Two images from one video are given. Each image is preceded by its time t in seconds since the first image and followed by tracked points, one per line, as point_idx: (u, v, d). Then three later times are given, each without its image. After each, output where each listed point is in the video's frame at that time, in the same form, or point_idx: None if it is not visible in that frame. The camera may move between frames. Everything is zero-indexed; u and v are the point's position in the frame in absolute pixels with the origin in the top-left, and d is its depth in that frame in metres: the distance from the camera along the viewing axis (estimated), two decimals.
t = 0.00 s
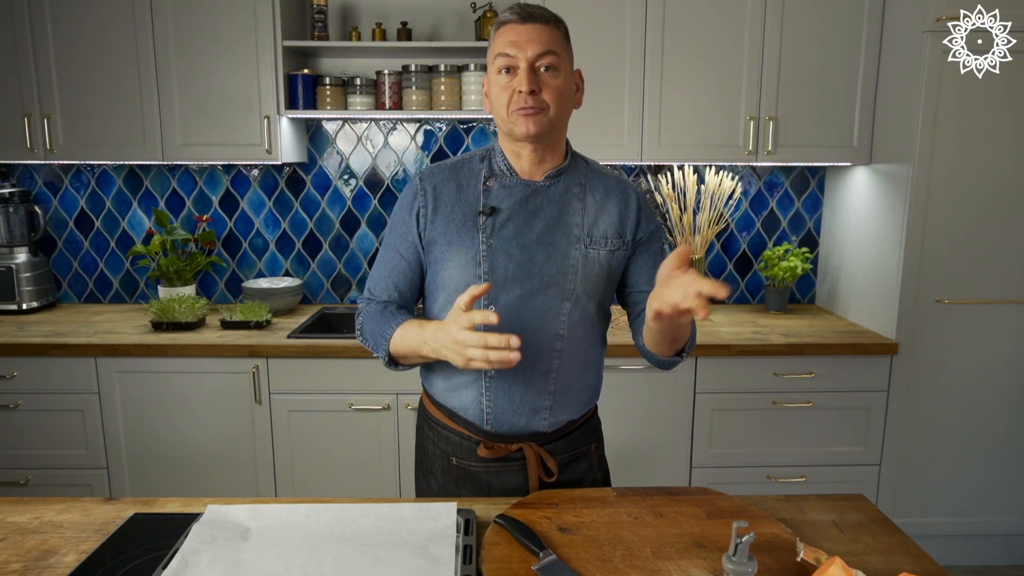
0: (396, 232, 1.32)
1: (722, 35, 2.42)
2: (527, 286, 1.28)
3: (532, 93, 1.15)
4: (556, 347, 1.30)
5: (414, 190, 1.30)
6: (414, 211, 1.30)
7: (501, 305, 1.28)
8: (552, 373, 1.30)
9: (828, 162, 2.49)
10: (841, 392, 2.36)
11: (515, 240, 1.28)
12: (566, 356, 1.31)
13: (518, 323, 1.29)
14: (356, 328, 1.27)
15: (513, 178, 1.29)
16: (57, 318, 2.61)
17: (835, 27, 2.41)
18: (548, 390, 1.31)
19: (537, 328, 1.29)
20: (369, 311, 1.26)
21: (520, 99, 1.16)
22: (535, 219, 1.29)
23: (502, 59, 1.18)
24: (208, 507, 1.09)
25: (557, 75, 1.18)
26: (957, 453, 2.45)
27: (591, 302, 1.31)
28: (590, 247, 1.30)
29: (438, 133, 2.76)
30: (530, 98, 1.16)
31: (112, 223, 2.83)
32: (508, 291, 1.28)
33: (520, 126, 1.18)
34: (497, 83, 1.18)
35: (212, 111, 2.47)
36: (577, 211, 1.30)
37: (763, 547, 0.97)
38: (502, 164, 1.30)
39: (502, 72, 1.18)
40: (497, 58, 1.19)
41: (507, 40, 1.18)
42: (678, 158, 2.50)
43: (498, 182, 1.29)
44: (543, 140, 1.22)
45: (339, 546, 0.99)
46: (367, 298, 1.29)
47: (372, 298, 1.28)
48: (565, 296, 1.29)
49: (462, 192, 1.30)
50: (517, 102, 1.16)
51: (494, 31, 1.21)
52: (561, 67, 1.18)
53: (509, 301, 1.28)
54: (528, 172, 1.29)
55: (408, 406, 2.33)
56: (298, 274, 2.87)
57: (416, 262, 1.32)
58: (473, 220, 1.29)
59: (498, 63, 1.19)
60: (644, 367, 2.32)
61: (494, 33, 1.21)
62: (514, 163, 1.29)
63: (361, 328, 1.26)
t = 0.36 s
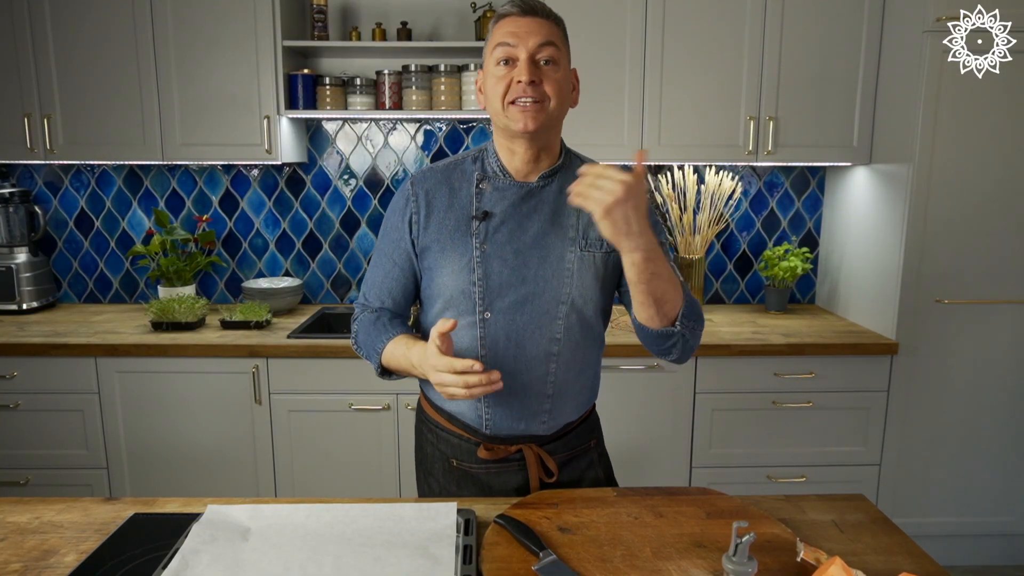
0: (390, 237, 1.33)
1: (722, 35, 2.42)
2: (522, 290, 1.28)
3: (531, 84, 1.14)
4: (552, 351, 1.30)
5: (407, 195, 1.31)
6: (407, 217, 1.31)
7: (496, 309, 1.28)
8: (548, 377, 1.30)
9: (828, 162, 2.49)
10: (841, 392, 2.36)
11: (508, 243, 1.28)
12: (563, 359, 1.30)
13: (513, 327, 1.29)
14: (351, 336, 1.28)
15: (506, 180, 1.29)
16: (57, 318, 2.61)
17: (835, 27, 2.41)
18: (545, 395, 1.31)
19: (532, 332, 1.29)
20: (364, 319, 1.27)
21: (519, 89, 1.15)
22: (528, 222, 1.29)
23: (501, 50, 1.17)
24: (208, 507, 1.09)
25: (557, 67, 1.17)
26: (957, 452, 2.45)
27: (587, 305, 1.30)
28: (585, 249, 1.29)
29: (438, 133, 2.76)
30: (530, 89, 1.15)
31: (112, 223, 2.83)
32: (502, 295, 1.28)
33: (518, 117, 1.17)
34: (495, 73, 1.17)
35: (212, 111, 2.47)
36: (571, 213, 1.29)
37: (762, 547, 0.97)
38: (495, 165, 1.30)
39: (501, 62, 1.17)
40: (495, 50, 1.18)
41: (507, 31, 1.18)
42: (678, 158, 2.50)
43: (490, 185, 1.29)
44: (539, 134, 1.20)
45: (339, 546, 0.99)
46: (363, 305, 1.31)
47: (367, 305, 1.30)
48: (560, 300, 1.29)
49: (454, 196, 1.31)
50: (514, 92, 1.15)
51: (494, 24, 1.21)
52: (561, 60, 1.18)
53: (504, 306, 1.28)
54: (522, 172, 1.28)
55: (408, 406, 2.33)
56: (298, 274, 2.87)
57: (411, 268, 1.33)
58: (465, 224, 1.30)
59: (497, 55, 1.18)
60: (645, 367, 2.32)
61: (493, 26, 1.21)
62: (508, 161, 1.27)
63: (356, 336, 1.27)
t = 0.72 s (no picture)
0: (384, 245, 1.31)
1: (722, 34, 2.42)
2: (519, 296, 1.28)
3: (522, 91, 1.15)
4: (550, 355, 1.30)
5: (400, 201, 1.30)
6: (401, 224, 1.29)
7: (493, 315, 1.29)
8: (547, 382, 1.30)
9: (828, 162, 2.49)
10: (841, 392, 2.36)
11: (504, 248, 1.28)
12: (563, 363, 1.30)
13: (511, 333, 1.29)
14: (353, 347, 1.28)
15: (500, 183, 1.29)
16: (57, 318, 2.61)
17: (835, 27, 2.41)
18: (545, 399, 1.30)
19: (531, 338, 1.29)
20: (366, 333, 1.27)
21: (509, 97, 1.15)
22: (524, 226, 1.29)
23: (491, 54, 1.18)
24: (208, 507, 1.09)
25: (548, 72, 1.17)
26: (957, 452, 2.45)
27: (584, 309, 1.31)
28: (582, 252, 1.30)
29: (438, 133, 2.76)
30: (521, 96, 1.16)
31: (111, 223, 2.83)
32: (501, 301, 1.29)
33: (510, 124, 1.17)
34: (486, 79, 1.18)
35: (212, 111, 2.47)
36: (566, 216, 1.30)
37: (763, 547, 0.97)
38: (488, 169, 1.30)
39: (492, 67, 1.17)
40: (485, 54, 1.18)
41: (497, 35, 1.17)
42: (679, 157, 2.50)
43: (484, 188, 1.29)
44: (531, 139, 1.21)
45: (339, 546, 0.99)
46: (362, 317, 1.30)
47: (367, 318, 1.29)
48: (557, 304, 1.29)
49: (448, 202, 1.30)
50: (506, 99, 1.16)
51: (484, 25, 1.21)
52: (552, 64, 1.18)
53: (502, 311, 1.29)
54: (515, 176, 1.28)
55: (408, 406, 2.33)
56: (298, 274, 2.87)
57: (407, 276, 1.32)
58: (460, 229, 1.29)
59: (487, 59, 1.18)
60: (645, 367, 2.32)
61: (484, 27, 1.20)
62: (501, 165, 1.28)
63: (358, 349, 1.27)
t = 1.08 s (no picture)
0: (377, 244, 1.28)
1: (722, 34, 2.42)
2: (520, 298, 1.29)
3: (522, 96, 1.15)
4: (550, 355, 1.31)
5: (396, 201, 1.27)
6: (397, 225, 1.27)
7: (492, 317, 1.29)
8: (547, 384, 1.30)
9: (828, 162, 2.49)
10: (841, 392, 2.36)
11: (504, 251, 1.28)
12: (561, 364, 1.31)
13: (511, 334, 1.30)
14: (347, 352, 1.26)
15: (499, 184, 1.28)
16: (57, 318, 2.61)
17: (835, 27, 2.41)
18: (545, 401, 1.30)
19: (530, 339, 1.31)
20: (363, 337, 1.25)
21: (509, 103, 1.15)
22: (523, 227, 1.29)
23: (490, 57, 1.16)
24: (208, 507, 1.09)
25: (548, 76, 1.17)
26: (957, 452, 2.45)
27: (583, 309, 1.32)
28: (581, 254, 1.30)
29: (438, 133, 2.75)
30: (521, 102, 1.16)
31: (111, 223, 2.83)
32: (500, 303, 1.29)
33: (510, 132, 1.18)
34: (484, 83, 1.17)
35: (212, 111, 2.47)
36: (565, 216, 1.30)
37: (762, 547, 0.97)
38: (486, 169, 1.29)
39: (490, 70, 1.16)
40: (483, 57, 1.17)
41: (495, 37, 1.16)
42: (679, 157, 2.50)
43: (483, 190, 1.28)
44: (531, 144, 1.21)
45: (339, 546, 0.99)
46: (356, 320, 1.27)
47: (365, 322, 1.27)
48: (557, 305, 1.30)
49: (446, 203, 1.29)
50: (506, 104, 1.16)
51: (480, 23, 1.19)
52: (552, 68, 1.17)
53: (501, 314, 1.29)
54: (514, 177, 1.28)
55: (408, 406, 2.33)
56: (298, 274, 2.87)
57: (403, 277, 1.30)
58: (458, 230, 1.28)
59: (486, 62, 1.17)
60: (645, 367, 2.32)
61: (480, 27, 1.18)
62: (498, 166, 1.28)
63: (352, 352, 1.25)
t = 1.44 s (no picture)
0: (383, 252, 1.27)
1: (722, 34, 2.42)
2: (529, 300, 1.29)
3: (518, 120, 1.14)
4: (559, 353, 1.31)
5: (401, 209, 1.26)
6: (403, 231, 1.26)
7: (501, 319, 1.30)
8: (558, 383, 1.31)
9: (828, 162, 2.49)
10: (841, 392, 2.36)
11: (511, 253, 1.28)
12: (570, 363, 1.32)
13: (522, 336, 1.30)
14: (361, 360, 1.26)
15: (502, 188, 1.28)
16: (57, 318, 2.61)
17: (834, 27, 2.41)
18: (556, 400, 1.31)
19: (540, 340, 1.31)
20: (375, 344, 1.24)
21: (504, 125, 1.15)
22: (529, 229, 1.28)
23: (483, 78, 1.14)
24: (208, 507, 1.09)
25: (544, 94, 1.15)
26: (957, 452, 2.45)
27: (591, 309, 1.33)
28: (588, 254, 1.30)
29: (438, 133, 2.75)
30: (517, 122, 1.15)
31: (111, 223, 2.83)
32: (508, 304, 1.29)
33: (508, 151, 1.17)
34: (479, 103, 1.15)
35: (211, 111, 2.47)
36: (570, 217, 1.30)
37: (763, 547, 0.97)
38: (489, 173, 1.29)
39: (485, 90, 1.14)
40: (477, 76, 1.15)
41: (488, 56, 1.12)
42: (678, 157, 2.50)
43: (488, 194, 1.28)
44: (530, 159, 1.21)
45: (339, 546, 0.99)
46: (367, 328, 1.27)
47: (376, 329, 1.27)
48: (566, 306, 1.30)
49: (451, 208, 1.28)
50: (501, 126, 1.15)
51: (473, 38, 1.15)
52: (548, 85, 1.15)
53: (510, 315, 1.29)
54: (516, 181, 1.27)
55: (408, 406, 2.33)
56: (298, 274, 2.87)
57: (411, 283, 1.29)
58: (464, 234, 1.28)
59: (479, 81, 1.15)
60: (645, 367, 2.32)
61: (473, 43, 1.15)
62: (501, 172, 1.27)
63: (366, 360, 1.25)
